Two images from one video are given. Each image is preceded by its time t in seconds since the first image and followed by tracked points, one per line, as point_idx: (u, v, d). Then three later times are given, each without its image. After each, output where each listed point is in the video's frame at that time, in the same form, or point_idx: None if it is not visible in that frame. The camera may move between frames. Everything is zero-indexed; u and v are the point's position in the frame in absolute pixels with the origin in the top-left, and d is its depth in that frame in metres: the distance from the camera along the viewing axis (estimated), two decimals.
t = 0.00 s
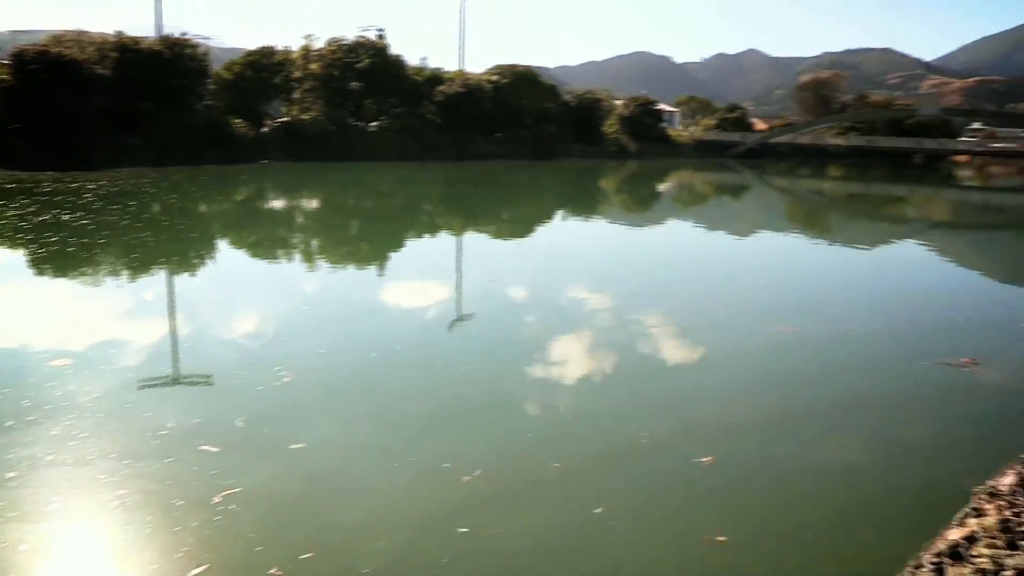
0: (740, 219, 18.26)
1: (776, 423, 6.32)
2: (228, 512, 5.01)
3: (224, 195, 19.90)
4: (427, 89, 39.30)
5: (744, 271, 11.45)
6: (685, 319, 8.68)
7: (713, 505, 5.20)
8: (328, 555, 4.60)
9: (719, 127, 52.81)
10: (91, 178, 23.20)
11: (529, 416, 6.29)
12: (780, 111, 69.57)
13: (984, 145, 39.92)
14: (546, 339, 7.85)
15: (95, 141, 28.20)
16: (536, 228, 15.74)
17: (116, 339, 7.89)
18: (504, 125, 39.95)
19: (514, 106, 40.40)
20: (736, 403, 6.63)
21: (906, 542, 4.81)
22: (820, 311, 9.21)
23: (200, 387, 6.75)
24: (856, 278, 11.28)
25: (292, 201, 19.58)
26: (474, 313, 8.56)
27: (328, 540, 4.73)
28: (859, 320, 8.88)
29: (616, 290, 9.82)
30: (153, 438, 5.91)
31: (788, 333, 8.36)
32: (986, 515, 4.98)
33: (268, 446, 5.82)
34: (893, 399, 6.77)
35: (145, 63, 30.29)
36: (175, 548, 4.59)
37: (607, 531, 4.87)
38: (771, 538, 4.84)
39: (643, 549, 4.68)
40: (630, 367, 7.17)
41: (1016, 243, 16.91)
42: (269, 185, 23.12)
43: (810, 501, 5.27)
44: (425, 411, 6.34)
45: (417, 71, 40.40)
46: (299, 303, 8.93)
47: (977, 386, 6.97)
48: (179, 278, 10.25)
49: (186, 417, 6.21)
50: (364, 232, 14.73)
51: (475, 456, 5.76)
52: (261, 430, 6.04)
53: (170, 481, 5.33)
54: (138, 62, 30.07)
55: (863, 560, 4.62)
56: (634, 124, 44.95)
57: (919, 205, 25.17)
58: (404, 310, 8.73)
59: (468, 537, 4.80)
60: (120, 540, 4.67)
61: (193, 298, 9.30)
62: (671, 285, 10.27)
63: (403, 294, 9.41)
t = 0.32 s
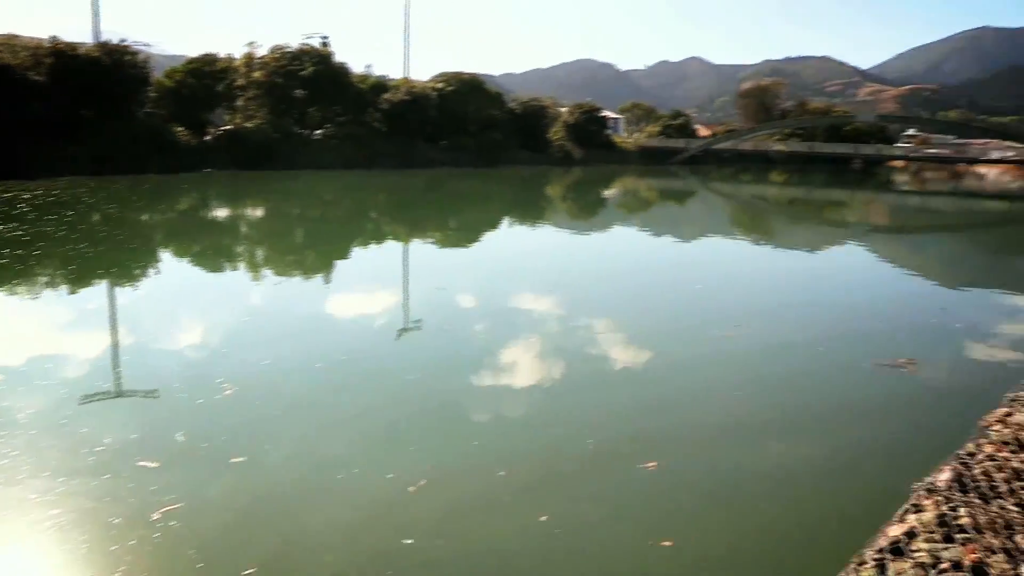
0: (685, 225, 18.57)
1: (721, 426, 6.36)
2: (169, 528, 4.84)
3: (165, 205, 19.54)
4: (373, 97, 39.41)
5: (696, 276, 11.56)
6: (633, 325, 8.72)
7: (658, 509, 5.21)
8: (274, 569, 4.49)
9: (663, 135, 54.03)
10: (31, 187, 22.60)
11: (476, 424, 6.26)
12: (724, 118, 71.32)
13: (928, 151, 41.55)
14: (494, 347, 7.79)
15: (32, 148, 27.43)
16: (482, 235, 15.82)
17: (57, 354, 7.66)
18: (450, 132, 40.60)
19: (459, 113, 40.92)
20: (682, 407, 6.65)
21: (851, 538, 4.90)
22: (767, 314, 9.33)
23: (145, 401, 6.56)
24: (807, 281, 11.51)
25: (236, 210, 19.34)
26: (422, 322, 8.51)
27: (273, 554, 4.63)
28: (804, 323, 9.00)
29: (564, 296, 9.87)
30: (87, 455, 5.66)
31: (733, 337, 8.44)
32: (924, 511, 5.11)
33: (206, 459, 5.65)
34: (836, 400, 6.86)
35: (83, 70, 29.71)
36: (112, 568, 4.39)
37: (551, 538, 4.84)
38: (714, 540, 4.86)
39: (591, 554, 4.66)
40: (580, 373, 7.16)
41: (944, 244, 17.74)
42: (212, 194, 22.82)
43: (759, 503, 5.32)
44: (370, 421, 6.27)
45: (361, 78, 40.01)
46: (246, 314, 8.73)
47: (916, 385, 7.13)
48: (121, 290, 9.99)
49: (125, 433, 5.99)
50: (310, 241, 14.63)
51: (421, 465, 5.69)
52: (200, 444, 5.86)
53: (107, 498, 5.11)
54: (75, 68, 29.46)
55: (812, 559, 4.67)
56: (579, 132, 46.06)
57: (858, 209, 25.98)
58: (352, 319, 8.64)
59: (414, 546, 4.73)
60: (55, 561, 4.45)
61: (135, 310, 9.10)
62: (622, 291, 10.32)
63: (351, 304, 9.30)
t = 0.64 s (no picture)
0: (636, 233, 18.96)
1: (672, 435, 6.38)
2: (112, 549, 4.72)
3: (112, 217, 19.33)
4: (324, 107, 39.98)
5: (651, 285, 11.67)
6: (585, 333, 8.79)
7: (610, 518, 5.22)
8: None
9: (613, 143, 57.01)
10: None
11: (427, 436, 6.23)
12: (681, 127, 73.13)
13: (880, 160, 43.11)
14: (447, 357, 7.80)
15: None
16: (436, 245, 16.03)
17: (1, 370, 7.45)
18: (400, 142, 41.47)
19: (411, 123, 41.73)
20: (632, 416, 6.67)
21: (800, 543, 4.97)
22: (719, 321, 9.46)
23: (92, 417, 6.43)
24: (760, 288, 11.71)
25: (186, 222, 19.25)
26: (374, 332, 8.52)
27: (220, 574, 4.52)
28: (756, 330, 9.14)
29: (516, 306, 9.94)
30: (23, 476, 5.49)
31: (685, 344, 8.52)
32: (872, 512, 5.23)
33: (151, 478, 5.53)
34: (784, 405, 6.96)
35: (23, 78, 29.32)
36: None
37: (503, 550, 4.82)
38: (665, 550, 4.88)
39: (544, 565, 4.65)
40: (533, 381, 7.20)
41: (884, 249, 18.49)
42: (161, 206, 22.65)
43: (709, 512, 5.35)
44: (319, 434, 6.21)
45: (312, 88, 40.78)
46: (196, 327, 8.68)
47: (862, 388, 7.27)
48: (64, 305, 9.79)
49: (65, 453, 5.83)
50: (261, 254, 14.63)
51: (371, 478, 5.64)
52: (143, 463, 5.74)
53: (45, 520, 4.95)
54: (15, 77, 29.10)
55: (763, 566, 4.71)
56: (531, 141, 48.50)
57: (807, 217, 26.79)
58: (305, 331, 8.62)
59: (366, 561, 4.67)
60: None
61: (81, 324, 8.94)
62: (575, 299, 10.44)
63: (304, 316, 9.30)
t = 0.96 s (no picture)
0: (586, 239, 19.46)
1: (621, 441, 6.40)
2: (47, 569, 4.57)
3: (53, 226, 19.22)
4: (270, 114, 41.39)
5: (604, 290, 11.80)
6: (536, 338, 8.86)
7: (557, 525, 5.23)
8: None
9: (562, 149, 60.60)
10: None
11: (375, 446, 6.19)
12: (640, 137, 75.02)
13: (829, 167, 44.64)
14: (399, 365, 7.80)
15: None
16: (384, 253, 16.25)
17: None
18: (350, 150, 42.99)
19: (358, 130, 43.53)
20: (581, 421, 6.69)
21: (747, 546, 5.01)
22: (670, 326, 9.58)
23: (33, 432, 6.26)
24: (711, 292, 11.94)
25: (130, 231, 19.29)
26: (324, 340, 8.52)
27: None
28: (706, 333, 9.27)
29: (467, 312, 10.01)
30: None
31: (633, 349, 8.60)
32: (818, 512, 5.31)
33: (92, 496, 5.39)
34: (731, 407, 7.04)
35: None
36: None
37: (451, 560, 4.77)
38: (613, 556, 4.87)
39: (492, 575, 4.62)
40: (483, 388, 7.22)
41: (827, 253, 19.14)
42: (106, 216, 22.56)
43: (657, 517, 5.37)
44: (264, 444, 6.14)
45: (257, 97, 42.50)
46: (143, 338, 8.66)
47: (808, 389, 7.40)
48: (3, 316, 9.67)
49: None
50: (207, 263, 14.69)
51: (319, 489, 5.57)
52: (83, 478, 5.62)
53: None
54: None
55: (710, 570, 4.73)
56: (479, 147, 51.13)
57: (754, 223, 27.81)
58: (255, 341, 8.59)
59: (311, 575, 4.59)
60: None
61: (22, 336, 8.80)
62: (526, 304, 10.57)
63: (253, 326, 9.28)
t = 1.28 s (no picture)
0: (536, 247, 19.99)
1: (571, 449, 6.41)
2: None
3: None
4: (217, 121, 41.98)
5: (557, 297, 11.95)
6: (489, 346, 8.89)
7: (510, 534, 5.21)
8: None
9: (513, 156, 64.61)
10: None
11: (326, 458, 6.13)
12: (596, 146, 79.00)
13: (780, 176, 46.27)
14: (351, 375, 7.79)
15: None
16: (335, 262, 16.46)
17: None
18: (300, 157, 43.69)
19: (307, 138, 44.16)
20: (532, 431, 6.69)
21: (698, 551, 5.05)
22: (622, 332, 9.66)
23: None
24: (662, 298, 12.16)
25: (75, 241, 19.23)
26: (276, 350, 8.51)
27: None
28: (658, 339, 9.37)
29: (419, 321, 10.08)
30: None
31: (584, 356, 8.63)
32: (769, 513, 5.37)
33: (29, 516, 5.24)
34: (680, 413, 7.10)
35: None
36: None
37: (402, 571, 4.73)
38: (564, 564, 4.86)
39: None
40: (436, 396, 7.23)
41: (774, 259, 19.72)
42: (52, 225, 22.35)
43: (608, 524, 5.39)
44: (210, 459, 6.05)
45: (204, 105, 42.66)
46: (88, 350, 8.55)
47: (756, 393, 7.50)
48: None
49: None
50: (156, 273, 14.70)
51: (268, 504, 5.49)
52: (19, 497, 5.47)
53: None
54: None
55: None
56: (430, 155, 51.80)
57: (702, 230, 28.87)
58: (205, 351, 8.57)
59: None
60: None
61: None
62: (480, 312, 10.66)
63: (203, 337, 9.24)
